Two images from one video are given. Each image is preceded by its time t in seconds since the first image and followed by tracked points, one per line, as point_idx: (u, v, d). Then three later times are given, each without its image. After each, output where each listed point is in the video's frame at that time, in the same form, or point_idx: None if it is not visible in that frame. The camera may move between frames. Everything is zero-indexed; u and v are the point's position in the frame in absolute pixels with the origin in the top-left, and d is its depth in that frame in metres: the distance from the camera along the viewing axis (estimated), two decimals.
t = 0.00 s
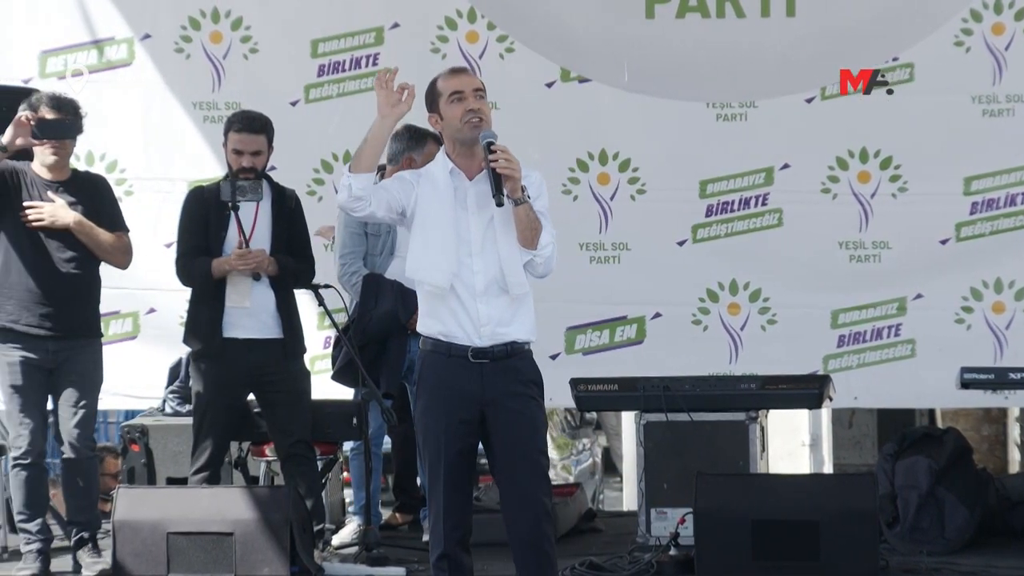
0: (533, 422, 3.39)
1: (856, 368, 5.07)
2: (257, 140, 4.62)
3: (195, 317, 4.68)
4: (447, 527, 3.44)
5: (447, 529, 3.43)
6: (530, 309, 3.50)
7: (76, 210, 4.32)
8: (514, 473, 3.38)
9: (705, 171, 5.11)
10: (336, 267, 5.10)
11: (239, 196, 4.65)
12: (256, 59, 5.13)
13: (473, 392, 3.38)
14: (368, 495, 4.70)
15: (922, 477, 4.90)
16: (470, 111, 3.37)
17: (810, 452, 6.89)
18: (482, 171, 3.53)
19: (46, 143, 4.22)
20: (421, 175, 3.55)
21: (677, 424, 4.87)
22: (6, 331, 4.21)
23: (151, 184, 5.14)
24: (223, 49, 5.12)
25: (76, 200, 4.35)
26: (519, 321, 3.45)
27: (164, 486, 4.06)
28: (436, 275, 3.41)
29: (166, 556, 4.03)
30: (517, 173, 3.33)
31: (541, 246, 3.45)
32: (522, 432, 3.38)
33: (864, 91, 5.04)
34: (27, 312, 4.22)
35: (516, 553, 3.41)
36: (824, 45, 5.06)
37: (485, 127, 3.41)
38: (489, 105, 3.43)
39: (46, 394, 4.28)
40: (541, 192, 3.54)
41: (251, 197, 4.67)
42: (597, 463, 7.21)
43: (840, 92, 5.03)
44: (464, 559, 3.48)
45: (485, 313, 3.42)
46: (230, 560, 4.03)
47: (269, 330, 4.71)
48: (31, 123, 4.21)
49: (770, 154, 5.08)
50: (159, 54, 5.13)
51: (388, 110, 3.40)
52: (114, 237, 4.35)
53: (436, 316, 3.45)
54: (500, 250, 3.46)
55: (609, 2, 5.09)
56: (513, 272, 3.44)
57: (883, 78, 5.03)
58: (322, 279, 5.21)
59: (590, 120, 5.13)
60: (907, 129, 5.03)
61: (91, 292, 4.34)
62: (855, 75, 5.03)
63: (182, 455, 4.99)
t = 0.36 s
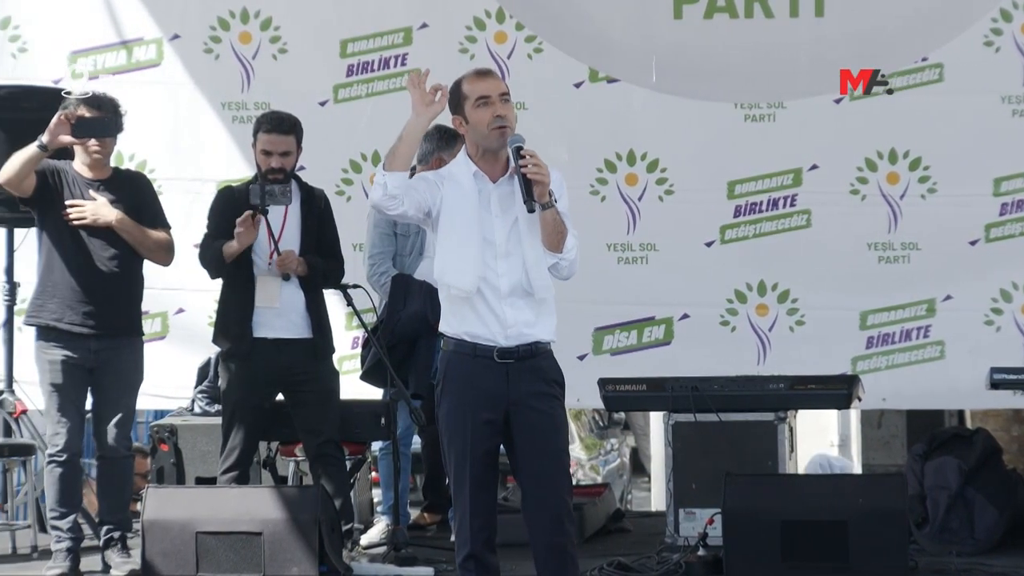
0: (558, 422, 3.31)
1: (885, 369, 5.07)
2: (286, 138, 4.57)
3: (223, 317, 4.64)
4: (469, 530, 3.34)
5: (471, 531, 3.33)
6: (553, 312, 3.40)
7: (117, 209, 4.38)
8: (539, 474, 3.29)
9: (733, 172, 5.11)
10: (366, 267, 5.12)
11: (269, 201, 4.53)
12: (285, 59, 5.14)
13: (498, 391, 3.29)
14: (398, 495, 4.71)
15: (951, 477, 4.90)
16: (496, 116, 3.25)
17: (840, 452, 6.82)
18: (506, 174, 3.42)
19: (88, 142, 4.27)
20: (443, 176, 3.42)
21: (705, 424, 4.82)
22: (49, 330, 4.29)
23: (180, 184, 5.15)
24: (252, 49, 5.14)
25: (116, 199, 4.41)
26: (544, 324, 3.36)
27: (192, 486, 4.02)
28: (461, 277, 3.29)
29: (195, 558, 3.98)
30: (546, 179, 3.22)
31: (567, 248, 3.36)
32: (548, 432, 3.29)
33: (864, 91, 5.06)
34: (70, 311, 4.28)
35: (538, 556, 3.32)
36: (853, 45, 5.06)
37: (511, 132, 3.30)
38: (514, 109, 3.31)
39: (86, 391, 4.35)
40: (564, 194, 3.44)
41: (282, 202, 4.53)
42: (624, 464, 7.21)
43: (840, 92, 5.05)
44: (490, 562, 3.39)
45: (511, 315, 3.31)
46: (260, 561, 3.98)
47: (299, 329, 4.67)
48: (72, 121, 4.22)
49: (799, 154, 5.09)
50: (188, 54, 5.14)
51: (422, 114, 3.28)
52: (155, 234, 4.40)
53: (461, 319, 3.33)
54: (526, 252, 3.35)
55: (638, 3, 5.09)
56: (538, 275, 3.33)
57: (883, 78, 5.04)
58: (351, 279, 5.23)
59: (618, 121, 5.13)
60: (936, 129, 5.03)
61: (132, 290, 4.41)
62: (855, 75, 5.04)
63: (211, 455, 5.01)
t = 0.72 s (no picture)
0: (572, 420, 3.30)
1: (902, 371, 5.07)
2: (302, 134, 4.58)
3: (241, 316, 4.63)
4: (483, 531, 3.31)
5: (487, 532, 3.30)
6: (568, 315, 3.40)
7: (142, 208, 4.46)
8: (554, 472, 3.29)
9: (750, 173, 5.10)
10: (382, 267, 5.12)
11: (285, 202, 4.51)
12: (303, 60, 5.16)
13: (513, 390, 3.29)
14: (415, 493, 4.71)
15: (969, 479, 4.90)
16: (517, 126, 3.24)
17: (856, 453, 6.65)
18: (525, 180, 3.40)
19: (113, 142, 4.33)
20: (460, 182, 3.37)
21: (722, 424, 4.80)
22: (73, 329, 4.34)
23: (199, 185, 5.16)
24: (269, 50, 5.15)
25: (138, 199, 4.48)
26: (560, 330, 3.36)
27: (209, 486, 4.02)
28: (480, 285, 3.28)
29: (211, 558, 3.97)
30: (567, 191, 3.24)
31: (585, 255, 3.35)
32: (563, 431, 3.28)
33: (864, 91, 5.06)
34: (94, 311, 4.33)
35: (553, 554, 3.31)
36: (869, 45, 5.06)
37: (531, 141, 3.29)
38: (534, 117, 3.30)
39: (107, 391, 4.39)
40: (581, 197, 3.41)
41: (300, 202, 4.52)
42: (641, 464, 7.22)
43: (840, 92, 5.05)
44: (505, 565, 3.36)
45: (529, 321, 3.30)
46: (276, 561, 3.97)
47: (317, 329, 4.67)
48: (98, 121, 4.26)
49: (815, 154, 5.09)
50: (206, 54, 5.15)
51: (438, 140, 3.17)
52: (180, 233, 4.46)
53: (477, 324, 3.32)
54: (543, 259, 3.34)
55: (654, 3, 5.10)
56: (555, 281, 3.33)
57: (883, 78, 5.04)
58: (368, 279, 5.23)
59: (635, 121, 5.13)
60: (953, 130, 5.03)
61: (155, 289, 4.46)
62: (855, 75, 5.05)
63: (228, 455, 5.01)
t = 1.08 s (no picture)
0: (574, 419, 3.31)
1: (903, 371, 5.07)
2: (303, 136, 4.59)
3: (243, 315, 4.64)
4: (486, 530, 3.31)
5: (489, 532, 3.30)
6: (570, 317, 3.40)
7: (145, 208, 4.47)
8: (556, 471, 3.29)
9: (751, 174, 5.11)
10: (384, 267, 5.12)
11: (288, 202, 4.54)
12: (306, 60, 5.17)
13: (514, 390, 3.29)
14: (416, 492, 4.71)
15: (970, 479, 4.90)
16: (521, 133, 3.23)
17: (857, 453, 6.70)
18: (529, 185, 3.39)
19: (117, 142, 4.33)
20: (464, 189, 3.38)
21: (723, 424, 4.80)
22: (76, 329, 4.34)
23: (200, 185, 5.17)
24: (272, 50, 5.16)
25: (142, 199, 4.49)
26: (563, 333, 3.36)
27: (211, 486, 4.02)
28: (484, 290, 3.28)
29: (213, 558, 3.97)
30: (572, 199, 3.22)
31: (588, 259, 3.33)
32: (564, 430, 3.29)
33: (864, 91, 5.06)
34: (97, 311, 4.34)
35: (555, 553, 3.32)
36: (871, 45, 5.07)
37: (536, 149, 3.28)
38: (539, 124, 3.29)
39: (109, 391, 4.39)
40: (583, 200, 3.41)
41: (303, 203, 4.55)
42: (643, 464, 7.23)
43: (840, 92, 5.06)
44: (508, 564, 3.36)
45: (532, 325, 3.30)
46: (278, 561, 3.97)
47: (319, 330, 4.67)
48: (103, 121, 4.26)
49: (816, 154, 5.09)
50: (209, 55, 5.16)
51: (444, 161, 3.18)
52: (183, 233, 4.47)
53: (481, 328, 3.32)
54: (547, 263, 3.34)
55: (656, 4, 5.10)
56: (558, 284, 3.33)
57: (883, 78, 5.05)
58: (370, 279, 5.23)
59: (636, 121, 5.14)
60: (955, 131, 5.03)
61: (158, 290, 4.47)
62: (855, 75, 5.06)
63: (229, 456, 5.00)
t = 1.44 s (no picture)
0: (582, 421, 3.30)
1: (902, 372, 5.06)
2: (303, 138, 4.62)
3: (243, 315, 4.64)
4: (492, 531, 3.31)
5: (493, 532, 3.29)
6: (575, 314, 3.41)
7: (146, 209, 4.48)
8: (563, 472, 3.28)
9: (751, 173, 5.11)
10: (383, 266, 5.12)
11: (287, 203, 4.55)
12: (306, 59, 5.17)
13: (523, 390, 3.28)
14: (417, 491, 4.71)
15: (970, 479, 4.90)
16: (526, 129, 3.23)
17: (857, 453, 6.75)
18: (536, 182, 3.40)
19: (118, 142, 4.33)
20: (472, 185, 3.37)
21: (723, 424, 4.80)
22: (76, 329, 4.34)
23: (200, 185, 5.17)
24: (272, 49, 5.16)
25: (142, 199, 4.49)
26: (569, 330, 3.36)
27: (212, 486, 4.02)
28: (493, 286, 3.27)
29: (212, 558, 3.97)
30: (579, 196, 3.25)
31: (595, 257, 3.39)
32: (573, 432, 3.28)
33: (864, 91, 5.06)
34: (97, 311, 4.34)
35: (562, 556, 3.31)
36: (870, 46, 5.07)
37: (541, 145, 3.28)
38: (545, 120, 3.29)
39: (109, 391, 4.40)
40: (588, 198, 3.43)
41: (303, 204, 4.55)
42: (643, 464, 7.22)
43: (839, 92, 5.06)
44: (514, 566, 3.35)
45: (540, 322, 3.30)
46: (278, 561, 3.97)
47: (319, 330, 4.67)
48: (104, 121, 4.25)
49: (815, 154, 5.09)
50: (209, 54, 5.16)
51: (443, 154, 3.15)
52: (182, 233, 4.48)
53: (488, 325, 3.31)
54: (554, 260, 3.34)
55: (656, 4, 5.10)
56: (566, 282, 3.33)
57: (883, 78, 5.05)
58: (369, 279, 5.23)
59: (636, 121, 5.14)
60: (954, 131, 5.03)
61: (158, 289, 4.47)
62: (855, 75, 5.06)
63: (229, 456, 5.00)
